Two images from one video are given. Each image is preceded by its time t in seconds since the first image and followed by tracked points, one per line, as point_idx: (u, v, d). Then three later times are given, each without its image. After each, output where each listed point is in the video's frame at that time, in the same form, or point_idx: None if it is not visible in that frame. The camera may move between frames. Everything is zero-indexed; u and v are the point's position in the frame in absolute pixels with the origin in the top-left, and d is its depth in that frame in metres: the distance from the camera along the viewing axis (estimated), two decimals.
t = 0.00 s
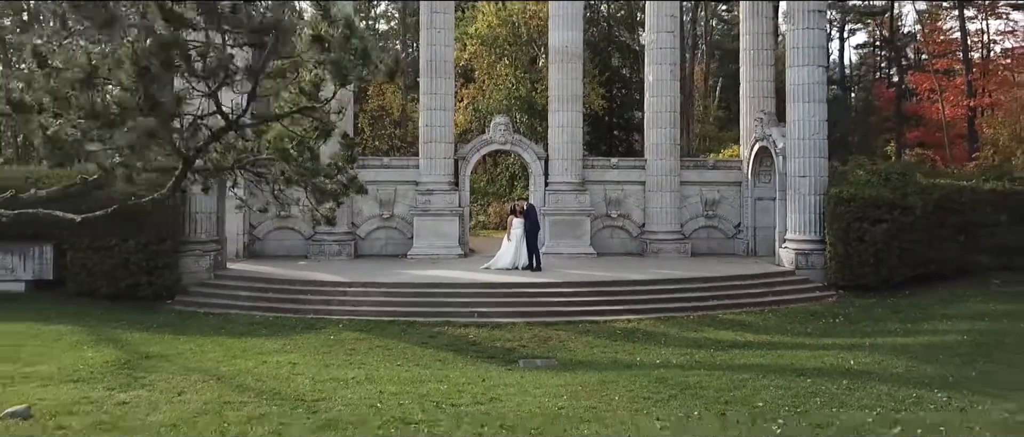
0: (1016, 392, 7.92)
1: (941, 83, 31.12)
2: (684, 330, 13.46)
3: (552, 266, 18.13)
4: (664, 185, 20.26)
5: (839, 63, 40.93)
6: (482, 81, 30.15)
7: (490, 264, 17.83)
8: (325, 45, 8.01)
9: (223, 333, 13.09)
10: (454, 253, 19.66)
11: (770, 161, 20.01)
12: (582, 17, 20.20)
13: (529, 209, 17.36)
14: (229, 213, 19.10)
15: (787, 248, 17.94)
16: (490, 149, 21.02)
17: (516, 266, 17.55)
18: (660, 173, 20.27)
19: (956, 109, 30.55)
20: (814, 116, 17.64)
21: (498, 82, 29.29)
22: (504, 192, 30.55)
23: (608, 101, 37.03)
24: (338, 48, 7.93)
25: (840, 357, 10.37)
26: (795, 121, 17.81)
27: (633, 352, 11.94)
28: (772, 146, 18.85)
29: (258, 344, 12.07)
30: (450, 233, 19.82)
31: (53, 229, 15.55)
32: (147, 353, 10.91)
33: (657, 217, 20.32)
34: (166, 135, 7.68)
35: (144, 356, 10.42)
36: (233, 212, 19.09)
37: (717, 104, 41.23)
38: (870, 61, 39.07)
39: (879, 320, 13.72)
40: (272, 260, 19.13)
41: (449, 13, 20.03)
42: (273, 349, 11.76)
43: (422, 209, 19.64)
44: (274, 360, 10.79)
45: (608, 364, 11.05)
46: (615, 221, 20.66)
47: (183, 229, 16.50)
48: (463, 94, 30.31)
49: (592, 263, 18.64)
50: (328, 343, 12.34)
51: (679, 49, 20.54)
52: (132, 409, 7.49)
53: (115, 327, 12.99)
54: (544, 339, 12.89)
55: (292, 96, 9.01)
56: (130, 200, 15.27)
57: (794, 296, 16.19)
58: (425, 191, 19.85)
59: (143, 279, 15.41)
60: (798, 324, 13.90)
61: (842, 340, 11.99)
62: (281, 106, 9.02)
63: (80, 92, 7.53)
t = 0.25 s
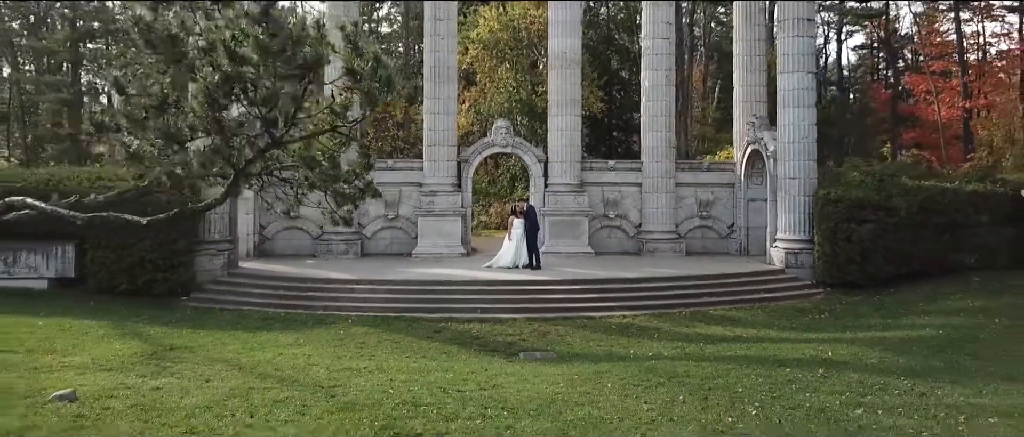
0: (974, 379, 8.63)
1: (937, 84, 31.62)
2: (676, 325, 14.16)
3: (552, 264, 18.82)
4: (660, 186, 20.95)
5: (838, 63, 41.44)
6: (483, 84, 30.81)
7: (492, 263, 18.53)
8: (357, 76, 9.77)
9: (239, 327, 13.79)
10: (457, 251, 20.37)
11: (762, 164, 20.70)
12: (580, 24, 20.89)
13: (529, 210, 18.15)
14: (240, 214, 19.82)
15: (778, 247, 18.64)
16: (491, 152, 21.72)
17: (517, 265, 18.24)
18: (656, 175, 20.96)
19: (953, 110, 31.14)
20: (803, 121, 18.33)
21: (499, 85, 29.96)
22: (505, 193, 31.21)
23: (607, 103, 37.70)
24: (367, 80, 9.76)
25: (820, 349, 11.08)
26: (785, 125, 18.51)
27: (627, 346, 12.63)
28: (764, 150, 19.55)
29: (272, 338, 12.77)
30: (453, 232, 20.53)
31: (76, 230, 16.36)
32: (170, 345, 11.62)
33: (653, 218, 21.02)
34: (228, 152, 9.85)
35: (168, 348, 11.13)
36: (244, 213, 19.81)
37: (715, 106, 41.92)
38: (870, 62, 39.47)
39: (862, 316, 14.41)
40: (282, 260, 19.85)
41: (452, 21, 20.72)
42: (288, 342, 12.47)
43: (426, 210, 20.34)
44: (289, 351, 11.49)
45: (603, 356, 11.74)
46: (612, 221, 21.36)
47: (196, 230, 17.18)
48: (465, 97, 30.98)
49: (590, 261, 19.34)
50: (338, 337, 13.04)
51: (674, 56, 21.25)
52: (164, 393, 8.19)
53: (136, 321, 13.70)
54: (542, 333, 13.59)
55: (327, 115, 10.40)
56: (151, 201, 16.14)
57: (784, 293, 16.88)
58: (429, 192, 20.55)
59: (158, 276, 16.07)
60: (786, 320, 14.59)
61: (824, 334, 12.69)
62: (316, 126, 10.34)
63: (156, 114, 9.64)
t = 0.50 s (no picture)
0: (940, 374, 9.32)
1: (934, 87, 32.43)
2: (669, 324, 14.86)
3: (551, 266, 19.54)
4: (656, 190, 21.66)
5: (835, 65, 41.54)
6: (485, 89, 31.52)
7: (493, 265, 19.23)
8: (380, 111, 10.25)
9: (253, 326, 14.51)
10: (460, 253, 21.08)
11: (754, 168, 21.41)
12: (578, 33, 21.57)
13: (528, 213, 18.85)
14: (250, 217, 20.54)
15: (769, 250, 19.35)
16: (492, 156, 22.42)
17: (517, 266, 18.94)
18: (652, 180, 21.68)
19: (949, 112, 32.05)
20: (793, 128, 19.04)
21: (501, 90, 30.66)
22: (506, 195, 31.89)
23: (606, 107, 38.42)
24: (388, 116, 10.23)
25: (802, 347, 11.78)
26: (775, 132, 19.22)
27: (622, 344, 13.32)
28: (755, 156, 20.26)
29: (286, 336, 13.48)
30: (456, 235, 21.25)
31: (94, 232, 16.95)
32: (190, 343, 12.33)
33: (648, 220, 21.73)
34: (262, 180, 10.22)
35: (190, 346, 11.85)
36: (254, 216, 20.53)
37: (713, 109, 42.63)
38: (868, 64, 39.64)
39: (846, 316, 15.12)
40: (291, 261, 20.57)
41: (454, 29, 21.39)
42: (300, 340, 13.18)
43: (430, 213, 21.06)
44: (303, 349, 12.20)
45: (599, 354, 12.44)
46: (610, 224, 22.08)
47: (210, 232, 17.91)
48: (467, 102, 31.69)
49: (588, 263, 20.06)
50: (348, 336, 13.75)
51: (670, 64, 21.93)
52: (193, 386, 8.92)
53: (156, 320, 14.43)
54: (541, 332, 14.28)
55: (350, 142, 10.83)
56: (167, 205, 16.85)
57: (773, 294, 17.59)
58: (432, 196, 21.27)
59: (175, 277, 16.84)
60: (773, 319, 15.29)
61: (808, 333, 13.40)
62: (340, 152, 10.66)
63: (209, 146, 10.04)
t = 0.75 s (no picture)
0: (911, 372, 10.04)
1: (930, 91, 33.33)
2: (662, 325, 15.60)
3: (551, 268, 20.28)
4: (652, 196, 22.37)
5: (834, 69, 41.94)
6: (485, 95, 32.25)
7: (495, 267, 19.96)
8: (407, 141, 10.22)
9: (268, 327, 15.26)
10: (462, 256, 21.84)
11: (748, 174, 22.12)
12: (577, 44, 22.33)
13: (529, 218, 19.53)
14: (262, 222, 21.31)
15: (761, 253, 20.06)
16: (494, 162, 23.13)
17: (518, 268, 19.67)
18: (649, 185, 22.37)
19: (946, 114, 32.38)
20: (784, 136, 19.73)
21: (502, 96, 31.38)
22: (507, 198, 32.65)
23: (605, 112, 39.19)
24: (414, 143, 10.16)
25: (787, 347, 12.50)
26: (767, 140, 19.91)
27: (615, 344, 14.03)
28: (749, 162, 20.97)
29: (299, 336, 14.21)
30: (459, 239, 21.98)
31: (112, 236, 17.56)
32: (210, 342, 13.07)
33: (645, 225, 22.46)
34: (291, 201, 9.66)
35: (210, 345, 12.59)
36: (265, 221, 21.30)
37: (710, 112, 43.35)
38: (866, 66, 39.10)
39: (832, 317, 15.83)
40: (299, 264, 21.31)
41: (457, 40, 22.16)
42: (312, 340, 13.90)
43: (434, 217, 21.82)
44: (316, 348, 12.93)
45: (596, 353, 13.17)
46: (607, 228, 22.80)
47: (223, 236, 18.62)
48: (469, 107, 32.42)
49: (587, 266, 20.79)
50: (358, 336, 14.48)
51: (666, 73, 22.62)
52: (218, 382, 9.66)
53: (175, 321, 15.16)
54: (541, 333, 15.01)
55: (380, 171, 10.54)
56: (182, 212, 17.50)
57: (763, 296, 18.32)
58: (436, 200, 22.01)
59: (189, 280, 17.58)
60: (763, 321, 16.01)
61: (795, 334, 14.13)
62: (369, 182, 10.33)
63: (249, 174, 9.73)
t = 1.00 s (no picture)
0: (885, 373, 10.75)
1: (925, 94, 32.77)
2: (656, 327, 16.32)
3: (550, 272, 21.03)
4: (648, 202, 23.11)
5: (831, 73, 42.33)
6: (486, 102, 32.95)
7: (496, 271, 20.72)
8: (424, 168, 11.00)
9: (280, 329, 16.00)
10: (464, 260, 22.58)
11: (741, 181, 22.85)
12: (576, 54, 23.04)
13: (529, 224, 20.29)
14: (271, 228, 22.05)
15: (753, 257, 20.79)
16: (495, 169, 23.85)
17: (518, 272, 20.42)
18: (645, 192, 23.10)
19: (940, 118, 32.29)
20: (775, 145, 20.45)
21: (503, 102, 32.08)
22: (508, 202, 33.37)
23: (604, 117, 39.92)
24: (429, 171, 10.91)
25: (773, 349, 13.21)
26: (759, 149, 20.63)
27: (611, 346, 14.74)
28: (742, 170, 21.69)
29: (310, 338, 14.95)
30: (461, 243, 22.72)
31: (129, 242, 18.29)
32: (227, 343, 13.80)
33: (641, 230, 23.19)
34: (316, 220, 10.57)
35: (228, 347, 13.32)
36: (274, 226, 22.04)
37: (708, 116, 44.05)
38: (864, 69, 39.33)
39: (819, 320, 16.55)
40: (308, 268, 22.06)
41: (460, 51, 22.86)
42: (323, 341, 14.63)
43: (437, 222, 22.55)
44: (328, 349, 13.67)
45: (592, 354, 13.88)
46: (605, 232, 23.54)
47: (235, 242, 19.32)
48: (471, 112, 33.11)
49: (585, 270, 21.53)
50: (366, 338, 15.21)
51: (662, 82, 23.34)
52: (240, 381, 10.39)
53: (191, 324, 15.89)
54: (541, 335, 15.72)
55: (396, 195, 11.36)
56: (196, 219, 18.24)
57: (754, 299, 19.05)
58: (439, 206, 22.73)
59: (203, 285, 18.34)
60: (752, 323, 16.73)
61: (782, 336, 14.85)
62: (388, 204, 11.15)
63: (281, 197, 10.52)
